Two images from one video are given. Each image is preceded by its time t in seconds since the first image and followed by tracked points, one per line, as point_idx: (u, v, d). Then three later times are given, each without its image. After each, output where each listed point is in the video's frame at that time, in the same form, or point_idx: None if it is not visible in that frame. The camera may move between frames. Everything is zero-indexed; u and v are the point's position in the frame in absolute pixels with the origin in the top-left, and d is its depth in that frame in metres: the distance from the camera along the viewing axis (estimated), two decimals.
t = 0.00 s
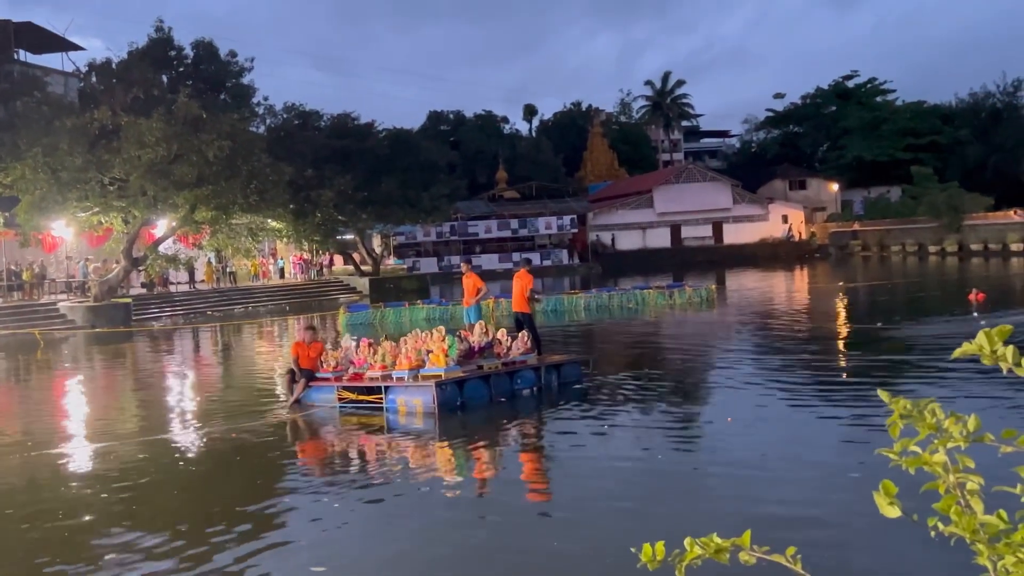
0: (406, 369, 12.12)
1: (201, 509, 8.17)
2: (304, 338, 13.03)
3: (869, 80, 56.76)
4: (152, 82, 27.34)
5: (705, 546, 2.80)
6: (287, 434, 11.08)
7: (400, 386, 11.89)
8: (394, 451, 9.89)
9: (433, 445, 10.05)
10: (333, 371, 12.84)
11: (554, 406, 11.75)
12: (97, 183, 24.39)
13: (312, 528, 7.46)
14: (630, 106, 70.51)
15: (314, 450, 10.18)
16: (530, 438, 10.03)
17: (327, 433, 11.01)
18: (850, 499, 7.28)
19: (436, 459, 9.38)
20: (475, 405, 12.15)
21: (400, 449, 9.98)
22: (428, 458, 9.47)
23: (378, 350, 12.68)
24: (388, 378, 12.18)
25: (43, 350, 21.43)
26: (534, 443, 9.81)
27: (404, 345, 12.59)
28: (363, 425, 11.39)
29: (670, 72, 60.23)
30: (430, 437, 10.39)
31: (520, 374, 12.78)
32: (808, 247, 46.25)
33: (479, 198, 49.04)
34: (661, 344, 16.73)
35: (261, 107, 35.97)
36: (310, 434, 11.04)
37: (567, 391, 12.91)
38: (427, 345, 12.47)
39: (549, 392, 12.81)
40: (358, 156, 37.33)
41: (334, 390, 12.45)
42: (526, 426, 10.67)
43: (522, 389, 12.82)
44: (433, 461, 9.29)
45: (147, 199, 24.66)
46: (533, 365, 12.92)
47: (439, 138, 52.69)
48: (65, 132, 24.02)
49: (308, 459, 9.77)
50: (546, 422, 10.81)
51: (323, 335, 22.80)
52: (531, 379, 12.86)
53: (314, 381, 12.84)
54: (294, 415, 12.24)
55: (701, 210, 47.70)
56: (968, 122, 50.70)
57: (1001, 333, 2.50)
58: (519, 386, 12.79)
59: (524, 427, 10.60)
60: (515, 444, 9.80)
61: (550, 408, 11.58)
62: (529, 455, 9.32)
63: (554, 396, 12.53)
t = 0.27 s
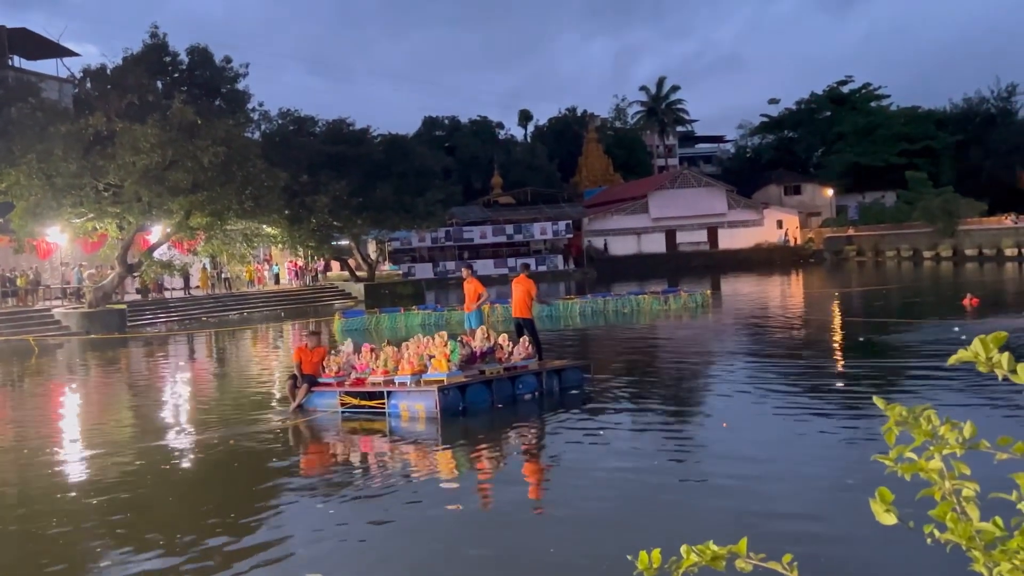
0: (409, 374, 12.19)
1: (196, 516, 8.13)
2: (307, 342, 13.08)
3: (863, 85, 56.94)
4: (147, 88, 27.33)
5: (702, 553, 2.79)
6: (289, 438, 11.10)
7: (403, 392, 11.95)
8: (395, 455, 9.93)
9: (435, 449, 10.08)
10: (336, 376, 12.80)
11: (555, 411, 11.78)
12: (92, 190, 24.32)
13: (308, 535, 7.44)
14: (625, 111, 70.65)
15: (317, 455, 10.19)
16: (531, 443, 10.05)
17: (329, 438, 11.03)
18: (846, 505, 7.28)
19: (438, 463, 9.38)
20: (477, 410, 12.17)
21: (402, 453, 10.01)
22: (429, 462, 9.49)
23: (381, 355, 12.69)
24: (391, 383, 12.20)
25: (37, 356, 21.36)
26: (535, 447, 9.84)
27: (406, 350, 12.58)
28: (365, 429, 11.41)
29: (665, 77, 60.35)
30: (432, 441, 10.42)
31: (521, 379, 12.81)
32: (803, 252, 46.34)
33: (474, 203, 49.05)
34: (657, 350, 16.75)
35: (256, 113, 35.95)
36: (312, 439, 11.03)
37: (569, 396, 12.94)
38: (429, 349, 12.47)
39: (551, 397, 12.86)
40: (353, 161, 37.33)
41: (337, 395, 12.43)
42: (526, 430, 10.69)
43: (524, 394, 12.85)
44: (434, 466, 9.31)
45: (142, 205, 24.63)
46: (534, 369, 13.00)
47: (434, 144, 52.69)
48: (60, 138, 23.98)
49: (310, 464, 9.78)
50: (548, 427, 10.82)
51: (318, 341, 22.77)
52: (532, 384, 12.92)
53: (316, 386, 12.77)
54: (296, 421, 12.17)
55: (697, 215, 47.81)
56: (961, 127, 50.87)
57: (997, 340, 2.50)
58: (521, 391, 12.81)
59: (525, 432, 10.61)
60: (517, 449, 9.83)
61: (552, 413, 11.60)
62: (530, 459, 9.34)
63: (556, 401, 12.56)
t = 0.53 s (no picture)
0: (412, 374, 12.24)
1: (192, 517, 8.12)
2: (311, 342, 13.03)
3: (858, 85, 57.06)
4: (142, 89, 27.31)
5: (699, 553, 2.79)
6: (291, 439, 11.12)
7: (406, 391, 12.02)
8: (397, 454, 9.95)
9: (438, 448, 10.09)
10: (339, 376, 12.83)
11: (558, 410, 11.80)
12: (87, 190, 24.30)
13: (304, 535, 7.44)
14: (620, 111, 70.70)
15: (320, 455, 10.21)
16: (534, 442, 10.06)
17: (333, 438, 11.04)
18: (842, 505, 7.29)
19: (441, 464, 9.37)
20: (480, 410, 12.12)
21: (405, 452, 10.03)
22: (433, 462, 9.49)
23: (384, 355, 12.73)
24: (394, 383, 12.28)
25: (32, 357, 21.31)
26: (538, 446, 9.87)
27: (409, 349, 12.59)
28: (368, 429, 11.42)
29: (661, 78, 60.40)
30: (435, 440, 10.43)
31: (524, 379, 12.78)
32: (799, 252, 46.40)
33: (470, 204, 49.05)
34: (653, 350, 16.76)
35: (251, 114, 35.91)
36: (315, 439, 11.05)
37: (572, 396, 12.90)
38: (432, 349, 12.43)
39: (554, 397, 12.82)
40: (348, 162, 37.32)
41: (340, 395, 12.49)
42: (529, 429, 10.71)
43: (527, 394, 12.82)
44: (437, 465, 9.34)
45: (137, 206, 24.59)
46: (536, 369, 12.96)
47: (430, 144, 52.68)
48: (55, 138, 23.92)
49: (314, 464, 9.80)
50: (551, 426, 10.83)
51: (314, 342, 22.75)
52: (535, 384, 12.89)
53: (320, 386, 12.81)
54: (300, 420, 12.21)
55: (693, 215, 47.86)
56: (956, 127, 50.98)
57: (993, 339, 2.50)
58: (524, 391, 12.77)
59: (529, 431, 10.63)
60: (520, 448, 9.86)
61: (555, 413, 11.60)
62: (531, 459, 9.38)
63: (559, 400, 12.54)
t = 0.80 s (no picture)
0: (417, 372, 12.22)
1: (189, 518, 8.11)
2: (316, 340, 12.95)
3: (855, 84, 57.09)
4: (139, 89, 27.33)
5: (696, 552, 2.80)
6: (296, 438, 11.14)
7: (411, 390, 11.99)
8: (402, 452, 9.99)
9: (443, 446, 10.12)
10: (343, 374, 12.84)
11: (561, 408, 11.83)
12: (85, 190, 24.30)
13: (303, 535, 7.44)
14: (618, 111, 70.74)
15: (326, 453, 10.23)
16: (539, 440, 10.08)
17: (337, 436, 11.06)
18: (841, 503, 7.31)
19: (446, 462, 9.39)
20: (484, 408, 12.14)
21: (409, 450, 10.06)
22: (438, 460, 9.51)
23: (388, 354, 12.76)
24: (399, 381, 12.27)
25: (30, 358, 21.32)
26: (542, 445, 9.89)
27: (413, 348, 12.61)
28: (374, 428, 11.45)
29: (658, 77, 60.43)
30: (440, 438, 10.46)
31: (528, 377, 12.80)
32: (796, 251, 46.43)
33: (468, 203, 49.05)
34: (651, 349, 16.79)
35: (248, 113, 35.91)
36: (320, 437, 11.08)
37: (576, 394, 12.89)
38: (437, 348, 12.39)
39: (557, 395, 12.82)
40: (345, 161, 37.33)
41: (345, 393, 12.49)
42: (533, 428, 10.72)
43: (530, 393, 12.84)
44: (443, 463, 9.38)
45: (134, 206, 24.57)
46: (540, 368, 12.95)
47: (427, 144, 52.66)
48: (52, 138, 23.91)
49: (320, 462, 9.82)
50: (554, 425, 10.84)
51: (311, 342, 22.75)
52: (538, 382, 12.89)
53: (324, 384, 12.81)
54: (304, 419, 12.24)
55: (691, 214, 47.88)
56: (953, 126, 51.04)
57: (989, 337, 2.51)
58: (527, 389, 12.79)
59: (533, 430, 10.63)
60: (524, 446, 9.89)
61: (559, 411, 11.63)
62: (534, 457, 9.42)
63: (562, 399, 12.56)
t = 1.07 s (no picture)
0: (423, 368, 12.20)
1: (190, 515, 8.12)
2: (323, 337, 12.98)
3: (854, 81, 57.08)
4: (138, 86, 27.36)
5: (695, 548, 2.80)
6: (301, 434, 11.16)
7: (418, 386, 12.03)
8: (407, 449, 10.01)
9: (449, 443, 10.13)
10: (349, 371, 12.91)
11: (565, 405, 11.82)
12: (84, 188, 24.29)
13: (303, 532, 7.46)
14: (617, 108, 70.69)
15: (333, 449, 10.25)
16: (544, 437, 10.08)
17: (344, 433, 11.09)
18: (840, 500, 7.32)
19: (454, 459, 9.41)
20: (491, 404, 12.16)
21: (416, 447, 10.09)
22: (446, 457, 9.52)
23: (395, 351, 12.86)
24: (406, 377, 12.29)
25: (30, 355, 21.33)
26: (547, 441, 9.88)
27: (420, 345, 12.70)
28: (381, 424, 11.47)
29: (657, 74, 60.41)
30: (447, 435, 10.49)
31: (533, 373, 12.84)
32: (795, 248, 46.44)
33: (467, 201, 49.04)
34: (650, 346, 16.81)
35: (247, 111, 35.88)
36: (327, 434, 11.09)
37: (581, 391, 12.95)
38: (444, 345, 12.51)
39: (562, 392, 12.84)
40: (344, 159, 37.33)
41: (352, 390, 12.55)
42: (538, 424, 10.72)
43: (536, 389, 12.89)
44: (450, 460, 9.39)
45: (134, 203, 24.57)
46: (545, 364, 12.99)
47: (426, 141, 52.62)
48: (51, 136, 23.89)
49: (327, 458, 9.86)
50: (559, 421, 10.83)
51: (310, 339, 22.74)
52: (544, 379, 12.94)
53: (331, 381, 12.88)
54: (311, 415, 12.27)
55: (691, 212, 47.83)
56: (952, 123, 51.05)
57: (987, 335, 2.51)
58: (533, 386, 12.85)
59: (537, 426, 10.62)
60: (528, 442, 9.89)
61: (563, 408, 11.63)
62: (540, 453, 9.42)
63: (566, 395, 12.57)
